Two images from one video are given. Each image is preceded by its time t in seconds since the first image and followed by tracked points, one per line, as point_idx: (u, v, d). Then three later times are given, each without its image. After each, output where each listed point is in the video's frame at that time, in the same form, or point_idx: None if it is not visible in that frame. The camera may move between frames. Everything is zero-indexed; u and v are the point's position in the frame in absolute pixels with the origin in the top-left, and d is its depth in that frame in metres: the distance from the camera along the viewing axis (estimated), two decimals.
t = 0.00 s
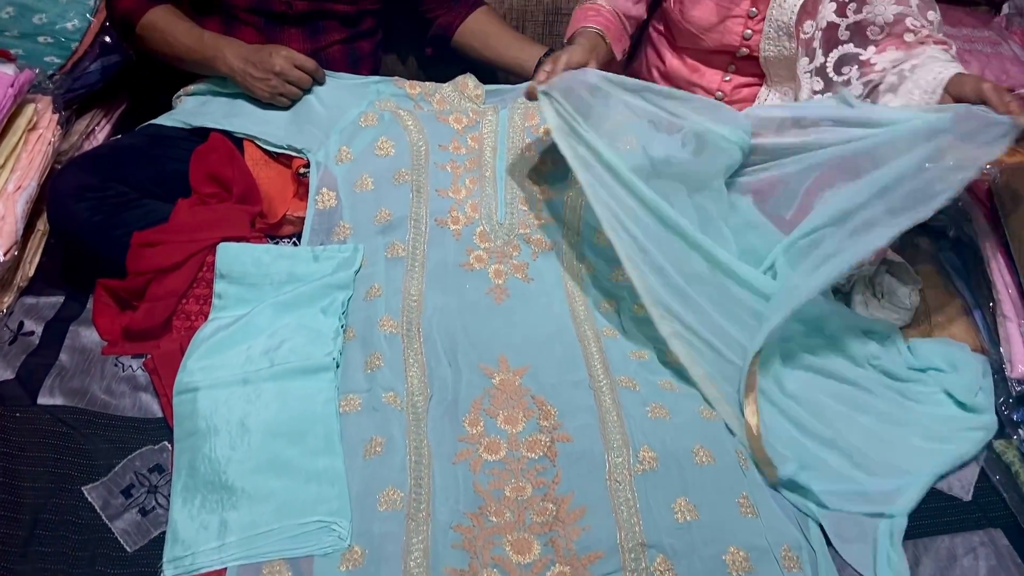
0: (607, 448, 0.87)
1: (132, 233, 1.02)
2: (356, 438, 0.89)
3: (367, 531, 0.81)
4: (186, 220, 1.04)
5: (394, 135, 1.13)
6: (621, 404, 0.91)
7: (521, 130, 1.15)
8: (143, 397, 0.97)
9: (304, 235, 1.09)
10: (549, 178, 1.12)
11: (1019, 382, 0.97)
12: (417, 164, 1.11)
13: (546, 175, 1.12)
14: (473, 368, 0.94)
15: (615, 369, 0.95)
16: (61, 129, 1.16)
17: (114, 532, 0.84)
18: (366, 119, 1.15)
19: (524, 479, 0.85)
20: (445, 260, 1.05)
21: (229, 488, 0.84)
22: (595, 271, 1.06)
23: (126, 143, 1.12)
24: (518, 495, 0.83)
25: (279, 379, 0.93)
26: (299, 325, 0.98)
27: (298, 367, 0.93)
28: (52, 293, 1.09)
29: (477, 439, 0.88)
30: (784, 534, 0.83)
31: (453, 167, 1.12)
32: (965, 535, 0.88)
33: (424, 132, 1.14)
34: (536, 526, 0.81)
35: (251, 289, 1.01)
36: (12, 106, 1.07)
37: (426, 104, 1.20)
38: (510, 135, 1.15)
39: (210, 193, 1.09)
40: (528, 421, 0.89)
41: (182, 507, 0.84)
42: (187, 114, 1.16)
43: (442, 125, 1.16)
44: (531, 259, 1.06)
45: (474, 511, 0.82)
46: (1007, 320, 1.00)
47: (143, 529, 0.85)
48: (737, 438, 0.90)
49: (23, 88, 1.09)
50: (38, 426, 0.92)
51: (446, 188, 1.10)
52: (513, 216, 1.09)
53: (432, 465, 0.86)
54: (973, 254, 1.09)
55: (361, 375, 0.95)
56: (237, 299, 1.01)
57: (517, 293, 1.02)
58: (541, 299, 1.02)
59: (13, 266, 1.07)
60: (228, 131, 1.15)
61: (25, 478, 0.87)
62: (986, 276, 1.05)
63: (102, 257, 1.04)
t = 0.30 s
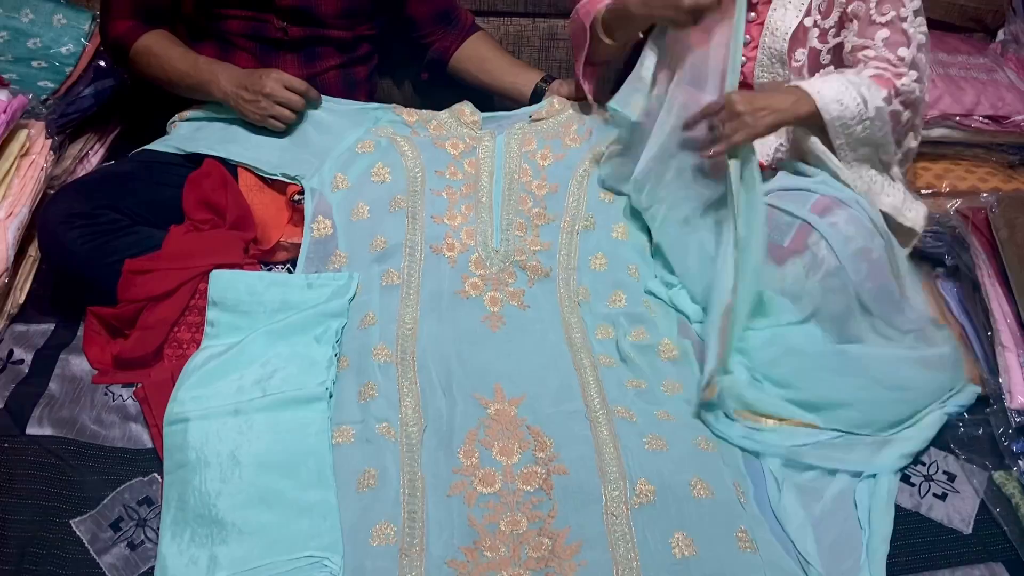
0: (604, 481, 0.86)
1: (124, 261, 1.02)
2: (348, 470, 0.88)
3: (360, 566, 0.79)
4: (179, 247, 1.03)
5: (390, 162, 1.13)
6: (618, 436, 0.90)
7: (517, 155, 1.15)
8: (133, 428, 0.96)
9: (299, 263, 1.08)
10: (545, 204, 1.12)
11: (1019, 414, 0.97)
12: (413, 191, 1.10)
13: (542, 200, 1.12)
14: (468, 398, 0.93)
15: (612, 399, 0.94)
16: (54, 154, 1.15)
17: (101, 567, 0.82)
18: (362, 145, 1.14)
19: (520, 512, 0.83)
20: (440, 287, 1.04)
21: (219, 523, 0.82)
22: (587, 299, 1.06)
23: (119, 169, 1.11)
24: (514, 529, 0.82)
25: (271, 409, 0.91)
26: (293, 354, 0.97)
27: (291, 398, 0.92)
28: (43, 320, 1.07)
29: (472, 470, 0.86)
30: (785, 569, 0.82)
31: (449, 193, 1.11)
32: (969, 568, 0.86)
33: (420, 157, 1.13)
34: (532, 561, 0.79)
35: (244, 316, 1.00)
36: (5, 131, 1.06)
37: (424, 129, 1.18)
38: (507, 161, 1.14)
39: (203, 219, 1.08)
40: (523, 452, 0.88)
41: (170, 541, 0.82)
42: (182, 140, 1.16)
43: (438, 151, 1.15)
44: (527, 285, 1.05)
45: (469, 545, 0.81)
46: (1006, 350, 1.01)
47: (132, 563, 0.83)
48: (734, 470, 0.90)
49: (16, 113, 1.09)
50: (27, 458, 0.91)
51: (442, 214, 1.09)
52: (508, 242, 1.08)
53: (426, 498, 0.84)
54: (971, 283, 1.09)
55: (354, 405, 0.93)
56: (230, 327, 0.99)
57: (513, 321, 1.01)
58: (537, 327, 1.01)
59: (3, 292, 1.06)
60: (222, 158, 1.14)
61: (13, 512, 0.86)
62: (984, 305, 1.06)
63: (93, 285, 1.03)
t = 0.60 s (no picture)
0: (599, 504, 0.85)
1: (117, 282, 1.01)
2: (341, 493, 0.87)
3: None
4: (172, 268, 1.03)
5: (385, 181, 1.13)
6: (614, 458, 0.89)
7: (512, 175, 1.15)
8: (124, 450, 0.95)
9: (293, 282, 1.07)
10: (540, 223, 1.12)
11: (1015, 435, 0.97)
12: (408, 210, 1.10)
13: (537, 220, 1.12)
14: (463, 420, 0.92)
15: (607, 420, 0.94)
16: (47, 173, 1.15)
17: None
18: (357, 166, 1.14)
19: (514, 536, 0.82)
20: (435, 307, 1.03)
21: (210, 547, 0.82)
22: (582, 318, 1.06)
23: (113, 189, 1.11)
24: (508, 553, 0.81)
25: (264, 431, 0.90)
26: (286, 375, 0.96)
27: (283, 420, 0.91)
28: (34, 340, 1.07)
29: (466, 493, 0.86)
30: None
31: (443, 213, 1.11)
32: None
33: (415, 178, 1.13)
34: None
35: (237, 337, 1.00)
36: None
37: (419, 149, 1.18)
38: (501, 181, 1.14)
39: (196, 239, 1.08)
40: (518, 475, 0.87)
41: (161, 566, 0.81)
42: (176, 159, 1.16)
43: (432, 170, 1.15)
44: (522, 306, 1.05)
45: (462, 570, 0.80)
46: (1001, 370, 1.01)
47: None
48: (731, 493, 0.89)
49: (10, 133, 1.09)
50: (17, 480, 0.90)
51: (436, 234, 1.09)
52: (503, 262, 1.08)
53: (420, 521, 0.84)
54: (967, 303, 1.10)
55: (347, 427, 0.93)
56: (223, 348, 0.99)
57: (508, 342, 1.01)
58: (532, 347, 1.01)
59: None
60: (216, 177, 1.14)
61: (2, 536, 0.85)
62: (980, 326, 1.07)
63: (86, 306, 1.03)
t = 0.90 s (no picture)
0: (593, 519, 0.85)
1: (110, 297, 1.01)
2: (335, 509, 0.86)
3: None
4: (165, 283, 1.03)
5: (380, 196, 1.13)
6: (608, 473, 0.89)
7: (507, 189, 1.15)
8: (116, 466, 0.94)
9: (288, 297, 1.07)
10: (535, 237, 1.12)
11: (1009, 449, 0.97)
12: (403, 225, 1.10)
13: (532, 234, 1.12)
14: (457, 434, 0.92)
15: (602, 435, 0.93)
16: (41, 188, 1.15)
17: None
18: (353, 180, 1.15)
19: (508, 552, 0.82)
20: (430, 321, 1.03)
21: (202, 564, 0.81)
22: (577, 333, 1.06)
23: (108, 204, 1.11)
24: (502, 569, 0.81)
25: (256, 446, 0.90)
26: (280, 390, 0.96)
27: (277, 435, 0.90)
28: (27, 355, 1.07)
29: (460, 509, 0.85)
30: None
31: (439, 228, 1.11)
32: None
33: (410, 193, 1.14)
34: None
35: (231, 351, 0.99)
36: None
37: (415, 164, 1.18)
38: (497, 195, 1.14)
39: (190, 254, 1.08)
40: (512, 490, 0.87)
41: None
42: (171, 174, 1.16)
43: (428, 184, 1.15)
44: (517, 320, 1.05)
45: None
46: (995, 384, 1.01)
47: None
48: (725, 508, 0.89)
49: (4, 148, 1.09)
50: (7, 496, 0.90)
51: (431, 248, 1.09)
52: (497, 277, 1.08)
53: (413, 536, 0.83)
54: (959, 317, 1.11)
55: (341, 443, 0.92)
56: (217, 362, 0.99)
57: (502, 356, 1.01)
58: (526, 361, 1.01)
59: None
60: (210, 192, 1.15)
61: None
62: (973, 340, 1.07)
63: (80, 321, 1.02)
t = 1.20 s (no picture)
0: (588, 526, 0.85)
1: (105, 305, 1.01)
2: (330, 517, 0.86)
3: None
4: (160, 291, 1.03)
5: (376, 204, 1.14)
6: (603, 479, 0.89)
7: (504, 196, 1.16)
8: (111, 474, 0.94)
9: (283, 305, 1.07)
10: (533, 239, 1.13)
11: (1003, 456, 0.97)
12: (399, 233, 1.11)
13: (530, 237, 1.13)
14: (452, 442, 0.92)
15: (596, 442, 0.93)
16: (36, 196, 1.15)
17: None
18: (349, 188, 1.16)
19: (502, 559, 0.82)
20: (425, 329, 1.04)
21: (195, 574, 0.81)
22: (575, 333, 1.06)
23: (103, 213, 1.11)
24: None
25: (251, 454, 0.90)
26: (275, 399, 0.96)
27: (271, 443, 0.90)
28: (21, 364, 1.07)
29: (455, 517, 0.85)
30: None
31: (435, 235, 1.12)
32: None
33: (408, 204, 1.14)
34: None
35: (226, 359, 0.99)
36: None
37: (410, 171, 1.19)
38: (493, 203, 1.15)
39: (185, 262, 1.08)
40: (507, 498, 0.87)
41: None
42: (167, 183, 1.17)
43: (425, 193, 1.16)
44: (513, 327, 1.05)
45: None
46: (988, 391, 1.01)
47: None
48: (720, 515, 0.89)
49: None
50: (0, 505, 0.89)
51: (426, 256, 1.10)
52: (492, 285, 1.08)
53: (408, 544, 0.83)
54: (953, 323, 1.11)
55: (337, 451, 0.92)
56: (212, 371, 0.98)
57: (497, 363, 1.01)
58: (521, 367, 1.01)
59: None
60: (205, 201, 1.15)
61: None
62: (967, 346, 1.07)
63: (75, 330, 1.02)
